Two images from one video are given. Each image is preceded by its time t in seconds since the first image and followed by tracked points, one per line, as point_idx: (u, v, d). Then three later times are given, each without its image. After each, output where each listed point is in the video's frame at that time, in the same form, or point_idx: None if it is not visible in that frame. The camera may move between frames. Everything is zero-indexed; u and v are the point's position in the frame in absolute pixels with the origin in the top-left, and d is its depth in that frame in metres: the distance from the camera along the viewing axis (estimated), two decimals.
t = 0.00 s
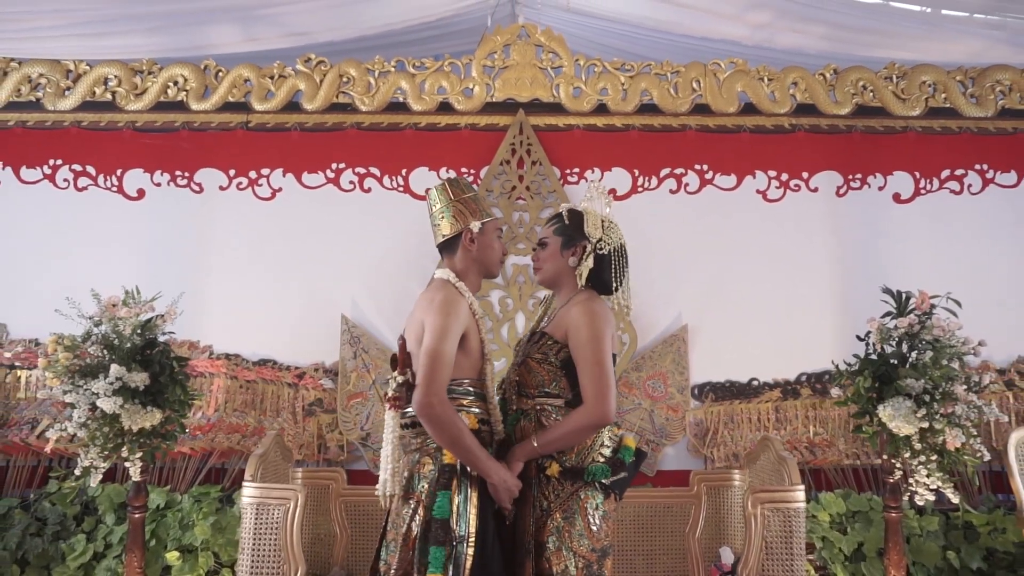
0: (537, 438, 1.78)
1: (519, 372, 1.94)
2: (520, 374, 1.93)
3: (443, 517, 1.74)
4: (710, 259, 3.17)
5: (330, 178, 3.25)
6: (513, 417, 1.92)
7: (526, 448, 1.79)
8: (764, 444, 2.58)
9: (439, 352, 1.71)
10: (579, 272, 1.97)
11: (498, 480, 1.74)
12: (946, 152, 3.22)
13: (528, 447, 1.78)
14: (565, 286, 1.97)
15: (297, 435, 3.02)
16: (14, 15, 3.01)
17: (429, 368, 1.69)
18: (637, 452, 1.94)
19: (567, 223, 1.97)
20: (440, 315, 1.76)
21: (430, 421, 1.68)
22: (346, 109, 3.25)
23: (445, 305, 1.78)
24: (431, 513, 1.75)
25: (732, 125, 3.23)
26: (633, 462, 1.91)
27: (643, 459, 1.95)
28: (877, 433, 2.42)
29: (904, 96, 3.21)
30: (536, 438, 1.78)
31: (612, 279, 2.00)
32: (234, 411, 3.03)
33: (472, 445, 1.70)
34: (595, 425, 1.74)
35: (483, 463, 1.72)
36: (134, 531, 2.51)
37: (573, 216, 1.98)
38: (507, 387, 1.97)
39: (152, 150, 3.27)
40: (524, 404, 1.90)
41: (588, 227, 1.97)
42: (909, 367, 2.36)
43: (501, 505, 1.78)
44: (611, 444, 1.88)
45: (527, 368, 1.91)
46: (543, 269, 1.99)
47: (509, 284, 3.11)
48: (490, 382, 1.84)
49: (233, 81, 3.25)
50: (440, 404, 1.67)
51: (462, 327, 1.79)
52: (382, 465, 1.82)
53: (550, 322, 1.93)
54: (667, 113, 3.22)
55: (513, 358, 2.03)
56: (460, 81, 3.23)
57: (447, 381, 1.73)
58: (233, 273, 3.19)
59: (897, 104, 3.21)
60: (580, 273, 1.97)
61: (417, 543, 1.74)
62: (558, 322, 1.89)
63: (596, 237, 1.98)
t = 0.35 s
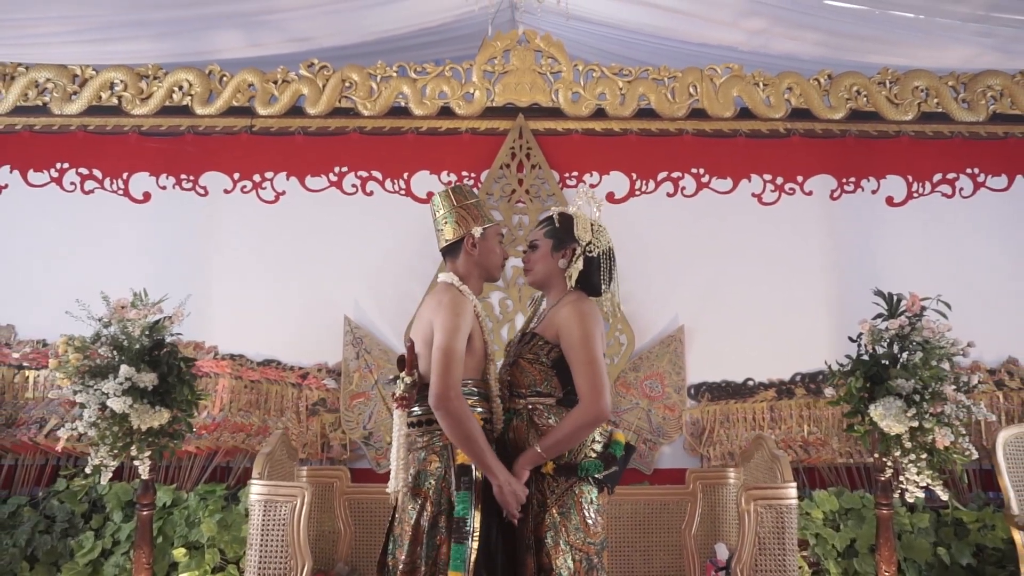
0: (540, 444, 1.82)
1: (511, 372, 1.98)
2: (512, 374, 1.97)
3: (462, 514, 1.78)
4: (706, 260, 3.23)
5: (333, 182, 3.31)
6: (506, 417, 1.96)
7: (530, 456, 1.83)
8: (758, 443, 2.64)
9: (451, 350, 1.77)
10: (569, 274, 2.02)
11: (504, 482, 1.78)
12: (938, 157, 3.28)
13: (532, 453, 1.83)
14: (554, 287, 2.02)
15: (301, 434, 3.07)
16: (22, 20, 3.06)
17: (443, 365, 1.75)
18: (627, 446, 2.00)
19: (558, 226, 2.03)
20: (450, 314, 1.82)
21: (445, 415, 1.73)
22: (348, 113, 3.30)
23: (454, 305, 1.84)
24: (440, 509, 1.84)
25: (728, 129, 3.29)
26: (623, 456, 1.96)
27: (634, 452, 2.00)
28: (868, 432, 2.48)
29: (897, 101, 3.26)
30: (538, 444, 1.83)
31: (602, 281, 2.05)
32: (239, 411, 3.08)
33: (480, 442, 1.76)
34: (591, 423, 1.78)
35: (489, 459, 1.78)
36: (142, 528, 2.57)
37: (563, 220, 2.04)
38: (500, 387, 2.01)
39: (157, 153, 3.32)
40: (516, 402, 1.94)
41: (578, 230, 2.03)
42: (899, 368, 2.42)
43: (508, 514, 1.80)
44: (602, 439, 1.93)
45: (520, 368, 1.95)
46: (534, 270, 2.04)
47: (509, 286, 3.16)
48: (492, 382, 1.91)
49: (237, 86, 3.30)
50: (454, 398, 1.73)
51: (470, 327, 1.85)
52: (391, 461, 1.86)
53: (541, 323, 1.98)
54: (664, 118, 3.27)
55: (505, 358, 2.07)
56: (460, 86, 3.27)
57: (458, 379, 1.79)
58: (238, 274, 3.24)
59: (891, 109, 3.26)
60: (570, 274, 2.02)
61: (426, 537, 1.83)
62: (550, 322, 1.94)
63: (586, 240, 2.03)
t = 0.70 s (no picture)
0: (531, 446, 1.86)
1: (507, 373, 2.01)
2: (506, 374, 2.01)
3: (468, 510, 1.87)
4: (703, 262, 3.28)
5: (336, 184, 3.35)
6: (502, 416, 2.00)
7: (524, 460, 1.86)
8: (753, 442, 2.69)
9: (447, 350, 1.82)
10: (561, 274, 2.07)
11: (496, 480, 1.84)
12: (930, 160, 3.33)
13: (525, 456, 1.86)
14: (547, 287, 2.07)
15: (304, 432, 3.12)
16: (28, 26, 3.10)
17: (439, 364, 1.80)
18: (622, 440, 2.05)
19: (549, 228, 2.07)
20: (446, 315, 1.87)
21: (440, 412, 1.77)
22: (350, 117, 3.35)
23: (449, 307, 1.89)
24: (437, 505, 1.90)
25: (725, 133, 3.34)
26: (618, 450, 2.01)
27: (628, 446, 2.05)
28: (861, 431, 2.54)
29: (890, 105, 3.32)
30: (531, 447, 1.86)
31: (593, 280, 2.09)
32: (243, 410, 3.14)
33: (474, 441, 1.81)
34: (579, 421, 1.83)
35: (482, 457, 1.82)
36: (149, 525, 2.63)
37: (554, 222, 2.08)
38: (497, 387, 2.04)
39: (162, 157, 3.36)
40: (512, 401, 1.97)
41: (568, 231, 2.06)
42: (891, 368, 2.48)
43: (501, 513, 1.86)
44: (596, 433, 1.99)
45: (515, 367, 1.99)
46: (527, 272, 2.08)
47: (509, 287, 3.21)
48: (488, 382, 1.95)
49: (241, 90, 3.34)
50: (450, 396, 1.78)
51: (464, 328, 1.90)
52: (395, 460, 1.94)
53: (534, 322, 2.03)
54: (661, 122, 3.32)
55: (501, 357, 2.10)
56: (461, 90, 3.32)
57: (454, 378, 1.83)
58: (241, 275, 3.29)
59: (885, 113, 3.32)
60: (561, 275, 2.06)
61: (424, 531, 1.88)
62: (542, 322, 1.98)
63: (576, 241, 2.07)
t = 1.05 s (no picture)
0: (526, 451, 1.90)
1: (504, 374, 2.06)
2: (504, 376, 2.06)
3: (465, 507, 1.90)
4: (699, 263, 3.33)
5: (337, 187, 3.39)
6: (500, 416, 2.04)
7: (520, 465, 1.90)
8: (748, 441, 2.73)
9: (438, 355, 1.86)
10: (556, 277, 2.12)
11: (485, 482, 1.86)
12: (925, 163, 3.37)
13: (520, 460, 1.90)
14: (543, 290, 2.11)
15: (306, 432, 3.17)
16: (33, 30, 3.14)
17: (430, 369, 1.84)
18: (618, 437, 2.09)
19: (543, 233, 2.11)
20: (438, 321, 1.91)
21: (430, 417, 1.81)
22: (351, 121, 3.38)
23: (442, 312, 1.94)
24: (433, 502, 1.94)
25: (721, 136, 3.38)
26: (615, 447, 2.05)
27: (625, 444, 2.09)
28: (854, 430, 2.58)
29: (885, 109, 3.35)
30: (526, 450, 1.90)
31: (586, 282, 2.15)
32: (247, 410, 3.18)
33: (465, 444, 1.85)
34: (570, 420, 1.88)
35: (471, 459, 1.85)
36: (155, 523, 2.67)
37: (548, 226, 2.12)
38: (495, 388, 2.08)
39: (165, 160, 3.40)
40: (510, 402, 2.02)
41: (562, 235, 2.11)
42: (884, 368, 2.53)
43: (494, 515, 1.89)
44: (592, 432, 2.03)
45: (512, 369, 2.03)
46: (523, 276, 2.13)
47: (508, 289, 3.25)
48: (485, 383, 2.01)
49: (244, 94, 3.38)
50: (439, 400, 1.81)
51: (456, 333, 1.94)
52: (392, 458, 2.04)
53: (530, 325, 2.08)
54: (658, 125, 3.35)
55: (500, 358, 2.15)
56: (461, 94, 3.37)
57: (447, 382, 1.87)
58: (243, 276, 3.33)
59: (880, 116, 3.36)
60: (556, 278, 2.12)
61: (421, 527, 1.93)
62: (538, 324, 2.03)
63: (570, 244, 2.12)
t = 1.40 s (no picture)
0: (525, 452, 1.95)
1: (506, 377, 2.10)
2: (506, 379, 2.10)
3: (467, 506, 1.96)
4: (696, 265, 3.37)
5: (339, 191, 3.44)
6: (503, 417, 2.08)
7: (520, 467, 1.95)
8: (743, 440, 2.78)
9: (443, 358, 1.91)
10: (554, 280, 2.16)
11: (487, 483, 1.91)
12: (918, 167, 3.42)
13: (520, 462, 1.95)
14: (542, 294, 2.15)
15: (309, 431, 3.21)
16: (39, 36, 3.18)
17: (435, 373, 1.89)
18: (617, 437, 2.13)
19: (541, 238, 2.16)
20: (444, 325, 1.96)
21: (436, 418, 1.86)
22: (353, 124, 3.42)
23: (447, 316, 1.98)
24: (439, 501, 1.98)
25: (718, 140, 3.42)
26: (613, 447, 2.09)
27: (624, 443, 2.13)
28: (848, 430, 2.63)
29: (880, 113, 3.38)
30: (525, 451, 1.95)
31: (584, 284, 2.19)
32: (250, 410, 3.22)
33: (469, 446, 1.89)
34: (568, 422, 1.92)
35: (475, 461, 1.90)
36: (160, 522, 2.72)
37: (546, 231, 2.17)
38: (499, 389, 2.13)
39: (169, 163, 3.45)
40: (511, 403, 2.07)
41: (559, 240, 2.16)
42: (876, 369, 2.57)
43: (494, 515, 1.94)
44: (591, 432, 2.07)
45: (514, 371, 2.08)
46: (523, 279, 2.17)
47: (508, 291, 3.30)
48: (488, 384, 2.04)
49: (246, 98, 3.41)
50: (444, 402, 1.86)
51: (462, 336, 1.98)
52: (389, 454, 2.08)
53: (531, 328, 2.12)
54: (656, 129, 3.39)
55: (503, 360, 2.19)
56: (461, 98, 3.39)
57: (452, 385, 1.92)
58: (247, 278, 3.38)
59: (875, 120, 3.39)
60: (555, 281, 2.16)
61: (428, 525, 1.97)
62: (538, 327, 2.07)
63: (566, 248, 2.17)
